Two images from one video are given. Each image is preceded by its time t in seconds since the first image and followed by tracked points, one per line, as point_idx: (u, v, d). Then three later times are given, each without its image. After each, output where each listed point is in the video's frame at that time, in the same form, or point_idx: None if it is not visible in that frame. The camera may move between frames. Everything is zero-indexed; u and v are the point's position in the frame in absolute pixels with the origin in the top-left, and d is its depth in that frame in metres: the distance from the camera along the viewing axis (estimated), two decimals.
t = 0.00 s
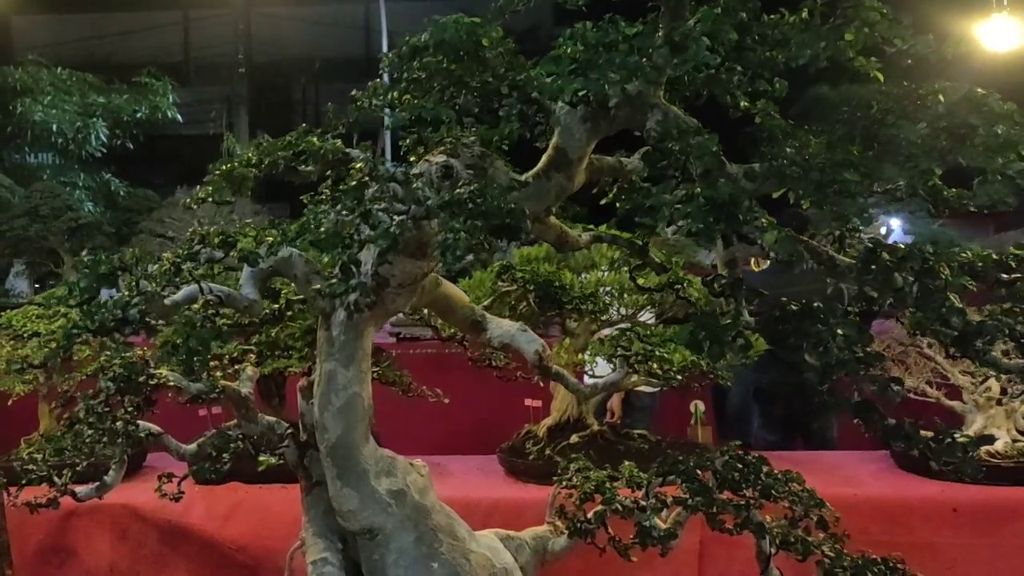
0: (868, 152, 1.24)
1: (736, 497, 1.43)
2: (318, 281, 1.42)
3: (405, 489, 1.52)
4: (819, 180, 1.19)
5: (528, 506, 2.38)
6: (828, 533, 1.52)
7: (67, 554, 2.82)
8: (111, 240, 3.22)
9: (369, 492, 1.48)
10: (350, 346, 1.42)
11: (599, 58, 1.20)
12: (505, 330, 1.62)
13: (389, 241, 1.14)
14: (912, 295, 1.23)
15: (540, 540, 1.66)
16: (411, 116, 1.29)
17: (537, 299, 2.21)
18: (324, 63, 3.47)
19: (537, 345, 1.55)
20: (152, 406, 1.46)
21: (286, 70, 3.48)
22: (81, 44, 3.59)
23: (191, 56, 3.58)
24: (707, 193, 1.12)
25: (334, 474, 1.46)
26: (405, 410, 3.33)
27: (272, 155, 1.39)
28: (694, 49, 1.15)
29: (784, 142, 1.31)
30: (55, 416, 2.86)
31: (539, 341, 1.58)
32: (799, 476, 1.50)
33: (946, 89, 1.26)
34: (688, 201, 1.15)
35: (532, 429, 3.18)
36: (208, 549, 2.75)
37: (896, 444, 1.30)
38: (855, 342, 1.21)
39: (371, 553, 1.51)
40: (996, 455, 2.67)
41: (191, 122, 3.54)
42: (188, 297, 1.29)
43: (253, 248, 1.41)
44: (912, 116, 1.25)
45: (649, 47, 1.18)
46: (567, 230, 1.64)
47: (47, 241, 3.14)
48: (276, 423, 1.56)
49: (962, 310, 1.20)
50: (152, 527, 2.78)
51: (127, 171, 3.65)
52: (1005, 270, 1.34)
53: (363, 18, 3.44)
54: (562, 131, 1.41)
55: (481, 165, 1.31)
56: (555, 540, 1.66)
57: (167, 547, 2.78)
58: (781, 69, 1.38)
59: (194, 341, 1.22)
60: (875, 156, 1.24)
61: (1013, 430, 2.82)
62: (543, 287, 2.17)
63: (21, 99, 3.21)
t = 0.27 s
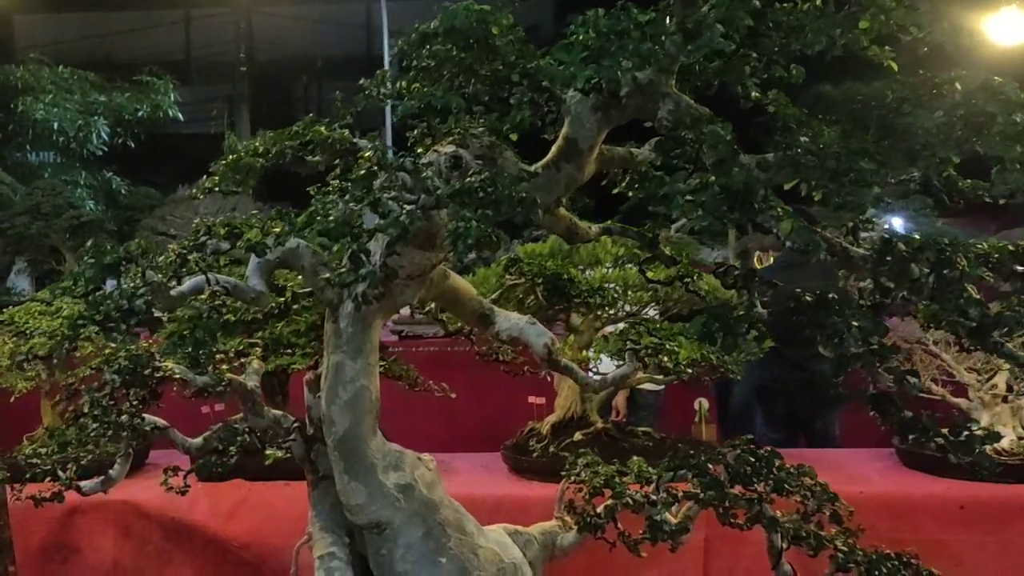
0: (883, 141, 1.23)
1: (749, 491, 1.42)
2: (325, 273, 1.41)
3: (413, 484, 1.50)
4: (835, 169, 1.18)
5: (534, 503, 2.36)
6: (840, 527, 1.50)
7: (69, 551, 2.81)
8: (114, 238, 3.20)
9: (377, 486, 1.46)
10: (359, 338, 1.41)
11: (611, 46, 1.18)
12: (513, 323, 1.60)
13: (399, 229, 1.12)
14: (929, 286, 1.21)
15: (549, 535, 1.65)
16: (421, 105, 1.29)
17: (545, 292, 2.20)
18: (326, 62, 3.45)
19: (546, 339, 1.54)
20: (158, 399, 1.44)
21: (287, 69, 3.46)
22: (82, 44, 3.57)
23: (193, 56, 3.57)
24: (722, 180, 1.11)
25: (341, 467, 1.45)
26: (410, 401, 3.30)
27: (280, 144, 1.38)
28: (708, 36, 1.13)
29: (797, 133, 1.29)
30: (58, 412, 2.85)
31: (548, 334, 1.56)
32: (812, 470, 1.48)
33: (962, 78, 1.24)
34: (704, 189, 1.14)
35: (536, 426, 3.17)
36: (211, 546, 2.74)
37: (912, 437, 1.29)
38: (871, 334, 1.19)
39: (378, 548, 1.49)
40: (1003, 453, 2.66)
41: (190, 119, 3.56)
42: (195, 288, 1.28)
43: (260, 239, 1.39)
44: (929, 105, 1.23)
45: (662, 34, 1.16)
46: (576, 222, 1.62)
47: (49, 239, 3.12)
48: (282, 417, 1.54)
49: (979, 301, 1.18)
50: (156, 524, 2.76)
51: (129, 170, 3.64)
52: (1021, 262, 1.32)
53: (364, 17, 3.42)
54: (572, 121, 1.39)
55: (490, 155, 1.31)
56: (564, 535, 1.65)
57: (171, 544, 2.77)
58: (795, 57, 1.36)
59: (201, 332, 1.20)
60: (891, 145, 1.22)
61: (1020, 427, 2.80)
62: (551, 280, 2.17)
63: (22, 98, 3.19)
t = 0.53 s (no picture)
0: (892, 132, 1.22)
1: (756, 486, 1.41)
2: (330, 266, 1.40)
3: (418, 478, 1.49)
4: (845, 159, 1.17)
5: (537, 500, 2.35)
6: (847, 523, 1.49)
7: (70, 548, 2.80)
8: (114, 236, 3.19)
9: (382, 480, 1.45)
10: (363, 331, 1.40)
11: (619, 35, 1.18)
12: (518, 317, 1.59)
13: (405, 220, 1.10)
14: (939, 278, 1.20)
15: (554, 530, 1.64)
16: (427, 95, 1.29)
17: (549, 286, 2.19)
18: (326, 61, 3.43)
19: (551, 332, 1.53)
20: (161, 392, 1.43)
21: (286, 68, 3.43)
22: (82, 42, 3.56)
23: (193, 56, 3.56)
24: (731, 170, 1.10)
25: (345, 462, 1.44)
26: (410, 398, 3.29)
27: (285, 136, 1.37)
28: (717, 25, 1.12)
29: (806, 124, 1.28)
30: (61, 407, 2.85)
31: (553, 328, 1.55)
32: (819, 465, 1.47)
33: (972, 68, 1.23)
34: (712, 179, 1.13)
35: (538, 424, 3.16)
36: (212, 544, 2.74)
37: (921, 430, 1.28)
38: (880, 326, 1.18)
39: (382, 543, 1.48)
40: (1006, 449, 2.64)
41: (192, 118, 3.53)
42: (198, 280, 1.26)
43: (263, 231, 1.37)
44: (939, 96, 1.22)
45: (671, 23, 1.15)
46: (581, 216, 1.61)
47: (49, 237, 3.11)
48: (286, 411, 1.53)
49: (989, 293, 1.17)
50: (157, 522, 2.75)
51: (130, 169, 3.62)
52: None
53: (365, 15, 3.40)
54: (578, 112, 1.38)
55: (496, 147, 1.30)
56: (569, 531, 1.64)
57: (171, 541, 2.76)
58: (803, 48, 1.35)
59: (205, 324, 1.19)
60: (901, 136, 1.21)
61: None
62: (557, 274, 2.17)
63: (22, 96, 3.19)
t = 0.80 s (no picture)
0: (892, 125, 1.21)
1: (755, 479, 1.41)
2: (328, 259, 1.39)
3: (416, 473, 1.49)
4: (845, 152, 1.16)
5: (535, 496, 2.35)
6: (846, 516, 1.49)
7: (67, 545, 2.80)
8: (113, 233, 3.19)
9: (380, 474, 1.45)
10: (362, 324, 1.39)
11: (619, 27, 1.17)
12: (517, 311, 1.58)
13: (404, 211, 1.09)
14: (940, 271, 1.20)
15: (553, 525, 1.63)
16: (426, 86, 1.29)
17: (548, 280, 2.20)
18: (325, 58, 3.42)
19: (550, 326, 1.52)
20: (158, 386, 1.42)
21: (286, 65, 3.42)
22: (81, 40, 3.56)
23: (192, 53, 3.56)
24: (731, 162, 1.09)
25: (343, 456, 1.43)
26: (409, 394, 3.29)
27: (282, 128, 1.36)
28: (717, 15, 1.12)
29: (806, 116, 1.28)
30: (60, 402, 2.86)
31: (552, 322, 1.55)
32: (819, 459, 1.47)
33: (973, 60, 1.23)
34: (712, 171, 1.12)
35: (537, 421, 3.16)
36: (210, 541, 2.73)
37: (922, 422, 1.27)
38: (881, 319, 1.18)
39: (380, 538, 1.48)
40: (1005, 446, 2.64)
41: (191, 115, 3.52)
42: (196, 272, 1.25)
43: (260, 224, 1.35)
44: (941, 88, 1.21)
45: (671, 14, 1.14)
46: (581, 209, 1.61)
47: (47, 235, 3.10)
48: (284, 405, 1.52)
49: (990, 285, 1.17)
50: (155, 518, 2.75)
51: (129, 166, 3.62)
52: None
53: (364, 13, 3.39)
54: (577, 105, 1.38)
55: (495, 140, 1.30)
56: (567, 525, 1.63)
57: (169, 538, 2.76)
58: (804, 41, 1.34)
59: (203, 316, 1.19)
60: (902, 129, 1.21)
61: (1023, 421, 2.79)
62: (555, 268, 2.17)
63: (20, 94, 3.20)
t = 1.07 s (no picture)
0: (890, 115, 1.21)
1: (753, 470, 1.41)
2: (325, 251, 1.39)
3: (414, 465, 1.49)
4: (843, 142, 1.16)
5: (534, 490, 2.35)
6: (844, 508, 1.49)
7: (65, 540, 2.80)
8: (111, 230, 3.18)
9: (377, 466, 1.45)
10: (359, 316, 1.39)
11: (617, 16, 1.17)
12: (515, 303, 1.58)
13: (401, 200, 1.09)
14: (937, 262, 1.20)
15: (550, 517, 1.63)
16: (421, 78, 1.27)
17: (546, 273, 2.20)
18: (325, 55, 3.42)
19: (548, 319, 1.52)
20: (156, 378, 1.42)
21: (285, 63, 3.41)
22: (80, 37, 3.56)
23: (190, 50, 3.55)
24: (729, 151, 1.09)
25: (341, 447, 1.43)
26: (409, 390, 3.29)
27: (279, 118, 1.36)
28: (715, 4, 1.11)
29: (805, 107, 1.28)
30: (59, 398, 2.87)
31: (550, 314, 1.55)
32: (816, 451, 1.47)
33: (972, 51, 1.23)
34: (709, 160, 1.13)
35: (536, 416, 3.16)
36: (209, 536, 2.73)
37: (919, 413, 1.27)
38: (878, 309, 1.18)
39: (378, 530, 1.48)
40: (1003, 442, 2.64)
41: (190, 113, 3.50)
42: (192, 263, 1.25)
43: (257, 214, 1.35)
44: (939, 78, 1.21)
45: (669, 4, 1.15)
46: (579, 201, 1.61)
47: (46, 232, 3.10)
48: (281, 397, 1.52)
49: (988, 276, 1.17)
50: (153, 513, 2.75)
51: (127, 164, 3.62)
52: None
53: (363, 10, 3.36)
54: (575, 96, 1.38)
55: (493, 131, 1.29)
56: (565, 517, 1.63)
57: (167, 533, 2.76)
58: (802, 32, 1.34)
59: (200, 306, 1.18)
60: (900, 119, 1.21)
61: (1020, 417, 2.79)
62: (553, 261, 2.18)
63: (18, 91, 3.19)
